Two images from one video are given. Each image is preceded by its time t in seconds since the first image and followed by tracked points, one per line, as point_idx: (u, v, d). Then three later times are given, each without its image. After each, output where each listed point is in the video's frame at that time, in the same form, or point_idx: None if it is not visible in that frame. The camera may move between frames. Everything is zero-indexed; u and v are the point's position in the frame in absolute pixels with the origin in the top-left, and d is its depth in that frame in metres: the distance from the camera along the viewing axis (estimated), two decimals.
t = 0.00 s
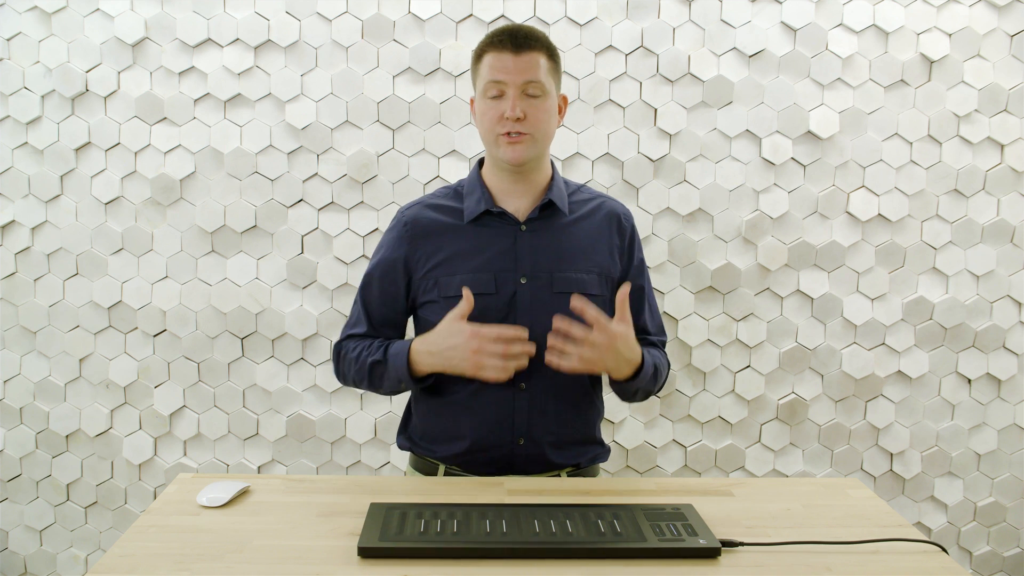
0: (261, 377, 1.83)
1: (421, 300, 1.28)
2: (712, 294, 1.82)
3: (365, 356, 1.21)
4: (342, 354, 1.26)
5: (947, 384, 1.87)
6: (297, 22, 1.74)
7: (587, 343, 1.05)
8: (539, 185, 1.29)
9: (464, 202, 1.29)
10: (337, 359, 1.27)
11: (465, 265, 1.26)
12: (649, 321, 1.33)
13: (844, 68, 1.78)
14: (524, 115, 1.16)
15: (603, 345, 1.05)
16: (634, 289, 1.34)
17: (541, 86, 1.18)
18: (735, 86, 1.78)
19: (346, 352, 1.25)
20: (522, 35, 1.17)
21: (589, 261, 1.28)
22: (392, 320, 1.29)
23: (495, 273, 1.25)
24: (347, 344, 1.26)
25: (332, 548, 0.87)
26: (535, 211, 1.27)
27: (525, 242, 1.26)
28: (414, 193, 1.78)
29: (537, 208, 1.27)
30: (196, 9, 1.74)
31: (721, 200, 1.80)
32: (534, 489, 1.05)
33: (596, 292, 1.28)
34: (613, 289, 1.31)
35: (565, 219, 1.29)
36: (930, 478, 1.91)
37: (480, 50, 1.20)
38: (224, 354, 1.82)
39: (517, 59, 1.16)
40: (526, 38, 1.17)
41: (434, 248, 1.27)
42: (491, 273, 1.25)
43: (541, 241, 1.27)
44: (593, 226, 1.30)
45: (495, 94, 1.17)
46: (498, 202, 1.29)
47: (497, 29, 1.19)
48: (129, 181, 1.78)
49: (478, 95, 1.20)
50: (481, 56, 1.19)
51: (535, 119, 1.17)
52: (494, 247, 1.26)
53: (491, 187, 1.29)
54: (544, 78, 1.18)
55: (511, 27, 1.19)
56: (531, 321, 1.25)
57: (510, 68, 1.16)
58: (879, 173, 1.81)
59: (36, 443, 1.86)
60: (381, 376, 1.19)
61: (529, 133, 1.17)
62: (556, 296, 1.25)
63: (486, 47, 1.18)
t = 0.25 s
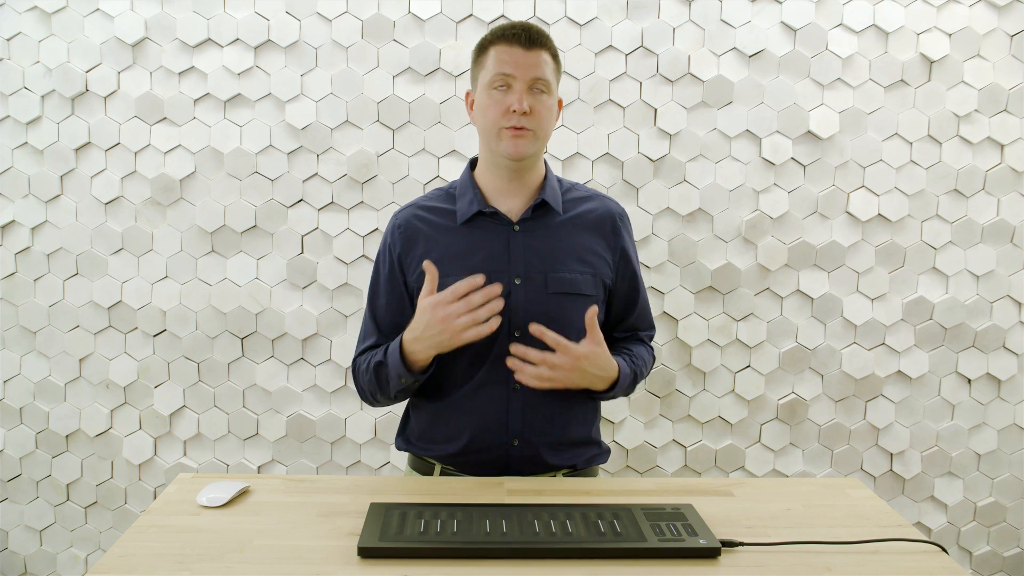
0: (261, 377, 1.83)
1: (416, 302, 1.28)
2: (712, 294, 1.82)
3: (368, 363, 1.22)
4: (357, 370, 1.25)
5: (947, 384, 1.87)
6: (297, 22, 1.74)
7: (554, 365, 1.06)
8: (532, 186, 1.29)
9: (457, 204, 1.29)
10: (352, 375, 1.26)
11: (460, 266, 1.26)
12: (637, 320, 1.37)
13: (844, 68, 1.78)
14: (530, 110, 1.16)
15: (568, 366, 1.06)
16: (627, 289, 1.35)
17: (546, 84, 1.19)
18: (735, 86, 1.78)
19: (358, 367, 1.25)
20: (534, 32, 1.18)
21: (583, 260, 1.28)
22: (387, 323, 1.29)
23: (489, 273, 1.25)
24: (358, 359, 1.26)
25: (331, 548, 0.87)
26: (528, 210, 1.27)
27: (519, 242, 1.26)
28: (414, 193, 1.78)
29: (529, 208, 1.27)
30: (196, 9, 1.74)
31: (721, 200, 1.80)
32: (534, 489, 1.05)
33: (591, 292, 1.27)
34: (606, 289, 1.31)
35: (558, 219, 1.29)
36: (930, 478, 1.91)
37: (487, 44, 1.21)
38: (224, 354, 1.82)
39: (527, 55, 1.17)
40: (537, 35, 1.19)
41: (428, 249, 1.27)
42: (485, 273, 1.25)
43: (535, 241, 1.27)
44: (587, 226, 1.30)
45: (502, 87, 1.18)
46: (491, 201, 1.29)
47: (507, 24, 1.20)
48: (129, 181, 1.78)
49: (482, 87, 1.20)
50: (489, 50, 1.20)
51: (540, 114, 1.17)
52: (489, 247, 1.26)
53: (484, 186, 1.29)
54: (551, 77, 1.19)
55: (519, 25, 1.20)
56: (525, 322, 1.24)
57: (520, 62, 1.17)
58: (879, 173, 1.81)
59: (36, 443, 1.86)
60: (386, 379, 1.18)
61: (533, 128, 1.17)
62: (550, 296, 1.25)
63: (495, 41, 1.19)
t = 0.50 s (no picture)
0: (261, 378, 1.83)
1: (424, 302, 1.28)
2: (712, 294, 1.82)
3: (366, 371, 1.21)
4: (351, 365, 1.27)
5: (947, 384, 1.87)
6: (297, 22, 1.74)
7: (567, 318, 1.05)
8: (541, 183, 1.28)
9: (466, 203, 1.29)
10: (346, 370, 1.28)
11: (469, 266, 1.26)
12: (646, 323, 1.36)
13: (844, 68, 1.78)
14: (517, 108, 1.16)
15: (583, 315, 1.05)
16: (634, 291, 1.35)
17: (534, 78, 1.18)
18: (734, 86, 1.78)
19: (352, 364, 1.26)
20: (510, 29, 1.18)
21: (592, 262, 1.28)
22: (394, 321, 1.29)
23: (498, 274, 1.26)
24: (354, 356, 1.27)
25: (332, 548, 0.87)
26: (540, 211, 1.27)
27: (528, 243, 1.26)
28: (414, 193, 1.78)
29: (540, 208, 1.27)
30: (196, 9, 1.74)
31: (721, 200, 1.80)
32: (535, 489, 1.05)
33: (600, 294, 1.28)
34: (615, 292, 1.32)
35: (568, 220, 1.29)
36: (930, 478, 1.91)
37: (472, 51, 1.22)
38: (224, 354, 1.82)
39: (505, 53, 1.17)
40: (515, 32, 1.18)
41: (438, 249, 1.27)
42: (495, 274, 1.25)
43: (544, 242, 1.27)
44: (596, 228, 1.31)
45: (487, 90, 1.19)
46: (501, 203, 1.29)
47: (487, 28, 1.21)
48: (129, 181, 1.78)
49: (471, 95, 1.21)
50: (472, 57, 1.21)
51: (528, 109, 1.17)
52: (498, 248, 1.27)
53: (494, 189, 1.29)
54: (535, 70, 1.18)
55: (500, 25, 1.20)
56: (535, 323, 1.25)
57: (499, 62, 1.17)
58: (879, 173, 1.81)
59: (36, 443, 1.86)
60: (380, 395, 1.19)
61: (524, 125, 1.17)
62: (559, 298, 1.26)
63: (477, 47, 1.20)
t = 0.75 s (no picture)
0: (261, 377, 1.83)
1: (425, 303, 1.28)
2: (712, 294, 1.82)
3: (383, 376, 1.22)
4: (366, 372, 1.28)
5: (947, 384, 1.87)
6: (297, 22, 1.74)
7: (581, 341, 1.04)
8: (540, 184, 1.28)
9: (465, 204, 1.29)
10: (362, 377, 1.28)
11: (469, 267, 1.26)
12: (648, 321, 1.36)
13: (844, 68, 1.78)
14: (522, 107, 1.17)
15: (594, 339, 1.04)
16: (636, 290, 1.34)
17: (539, 79, 1.19)
18: (734, 85, 1.78)
19: (368, 371, 1.27)
20: (517, 28, 1.18)
21: (591, 261, 1.28)
22: (396, 323, 1.29)
23: (498, 274, 1.26)
24: (369, 363, 1.28)
25: (332, 548, 0.87)
26: (538, 210, 1.27)
27: (526, 243, 1.26)
28: (414, 193, 1.78)
29: (539, 208, 1.27)
30: (196, 10, 1.74)
31: (721, 200, 1.80)
32: (535, 489, 1.05)
33: (600, 293, 1.28)
34: (616, 291, 1.32)
35: (567, 220, 1.29)
36: (930, 478, 1.91)
37: (477, 48, 1.21)
38: (224, 354, 1.82)
39: (512, 52, 1.17)
40: (522, 32, 1.18)
41: (437, 250, 1.27)
42: (494, 274, 1.25)
43: (543, 242, 1.27)
44: (596, 227, 1.30)
45: (492, 88, 1.19)
46: (500, 203, 1.29)
47: (493, 26, 1.21)
48: (129, 181, 1.78)
49: (475, 92, 1.21)
50: (477, 54, 1.21)
51: (532, 109, 1.17)
52: (497, 248, 1.26)
53: (493, 188, 1.29)
54: (540, 70, 1.19)
55: (506, 24, 1.20)
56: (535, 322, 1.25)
57: (505, 60, 1.17)
58: (879, 173, 1.81)
59: (36, 443, 1.86)
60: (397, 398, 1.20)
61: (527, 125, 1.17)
62: (560, 298, 1.26)
63: (482, 44, 1.20)
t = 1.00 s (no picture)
0: (261, 378, 1.83)
1: (426, 305, 1.28)
2: (712, 294, 1.82)
3: (382, 371, 1.22)
4: (360, 369, 1.27)
5: (947, 384, 1.87)
6: (297, 22, 1.74)
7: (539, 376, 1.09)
8: (540, 186, 1.29)
9: (465, 206, 1.29)
10: (356, 374, 1.27)
11: (470, 268, 1.26)
12: (652, 318, 1.35)
13: (844, 68, 1.78)
14: (527, 112, 1.16)
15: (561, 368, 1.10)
16: (639, 287, 1.35)
17: (542, 83, 1.19)
18: (734, 85, 1.78)
19: (364, 368, 1.26)
20: (520, 31, 1.18)
21: (592, 260, 1.28)
22: (397, 325, 1.29)
23: (498, 274, 1.26)
24: (365, 360, 1.27)
25: (332, 548, 0.87)
26: (538, 211, 1.27)
27: (527, 243, 1.26)
28: (414, 193, 1.78)
29: (539, 209, 1.27)
30: (196, 10, 1.74)
31: (721, 200, 1.80)
32: (535, 489, 1.05)
33: (601, 292, 1.28)
34: (618, 289, 1.31)
35: (568, 219, 1.29)
36: (930, 478, 1.91)
37: (479, 49, 1.20)
38: (224, 354, 1.82)
39: (516, 55, 1.17)
40: (525, 35, 1.18)
41: (438, 251, 1.27)
42: (495, 274, 1.26)
43: (544, 242, 1.27)
44: (597, 226, 1.30)
45: (495, 91, 1.18)
46: (500, 204, 1.29)
47: (494, 27, 1.20)
48: (129, 181, 1.78)
49: (478, 93, 1.20)
50: (479, 55, 1.20)
51: (537, 114, 1.17)
52: (498, 249, 1.27)
53: (492, 189, 1.29)
54: (543, 74, 1.18)
55: (509, 26, 1.20)
56: (535, 322, 1.25)
57: (509, 64, 1.17)
58: (880, 173, 1.81)
59: (36, 443, 1.86)
60: (398, 393, 1.19)
61: (531, 129, 1.17)
62: (560, 297, 1.26)
63: (485, 45, 1.19)
